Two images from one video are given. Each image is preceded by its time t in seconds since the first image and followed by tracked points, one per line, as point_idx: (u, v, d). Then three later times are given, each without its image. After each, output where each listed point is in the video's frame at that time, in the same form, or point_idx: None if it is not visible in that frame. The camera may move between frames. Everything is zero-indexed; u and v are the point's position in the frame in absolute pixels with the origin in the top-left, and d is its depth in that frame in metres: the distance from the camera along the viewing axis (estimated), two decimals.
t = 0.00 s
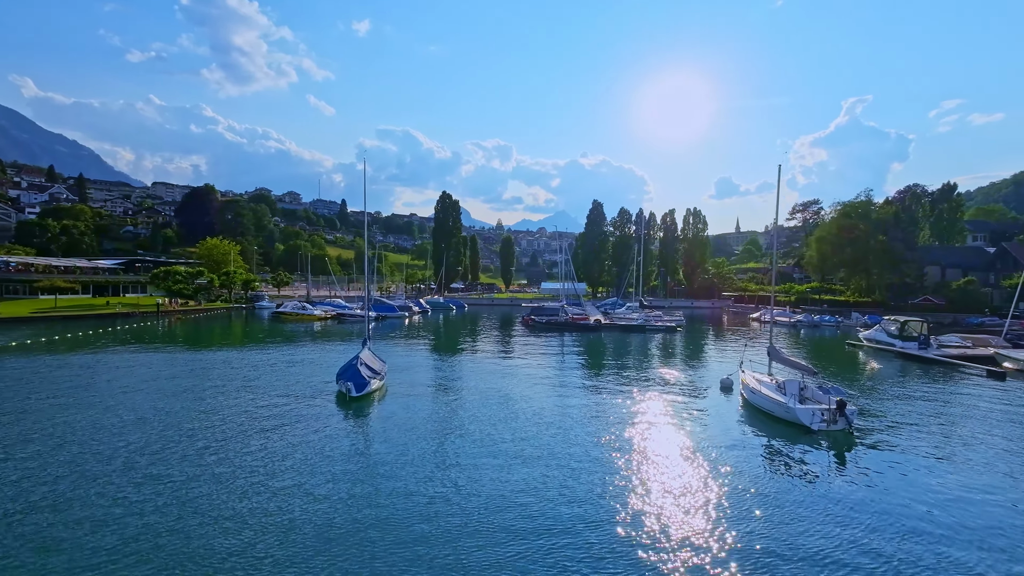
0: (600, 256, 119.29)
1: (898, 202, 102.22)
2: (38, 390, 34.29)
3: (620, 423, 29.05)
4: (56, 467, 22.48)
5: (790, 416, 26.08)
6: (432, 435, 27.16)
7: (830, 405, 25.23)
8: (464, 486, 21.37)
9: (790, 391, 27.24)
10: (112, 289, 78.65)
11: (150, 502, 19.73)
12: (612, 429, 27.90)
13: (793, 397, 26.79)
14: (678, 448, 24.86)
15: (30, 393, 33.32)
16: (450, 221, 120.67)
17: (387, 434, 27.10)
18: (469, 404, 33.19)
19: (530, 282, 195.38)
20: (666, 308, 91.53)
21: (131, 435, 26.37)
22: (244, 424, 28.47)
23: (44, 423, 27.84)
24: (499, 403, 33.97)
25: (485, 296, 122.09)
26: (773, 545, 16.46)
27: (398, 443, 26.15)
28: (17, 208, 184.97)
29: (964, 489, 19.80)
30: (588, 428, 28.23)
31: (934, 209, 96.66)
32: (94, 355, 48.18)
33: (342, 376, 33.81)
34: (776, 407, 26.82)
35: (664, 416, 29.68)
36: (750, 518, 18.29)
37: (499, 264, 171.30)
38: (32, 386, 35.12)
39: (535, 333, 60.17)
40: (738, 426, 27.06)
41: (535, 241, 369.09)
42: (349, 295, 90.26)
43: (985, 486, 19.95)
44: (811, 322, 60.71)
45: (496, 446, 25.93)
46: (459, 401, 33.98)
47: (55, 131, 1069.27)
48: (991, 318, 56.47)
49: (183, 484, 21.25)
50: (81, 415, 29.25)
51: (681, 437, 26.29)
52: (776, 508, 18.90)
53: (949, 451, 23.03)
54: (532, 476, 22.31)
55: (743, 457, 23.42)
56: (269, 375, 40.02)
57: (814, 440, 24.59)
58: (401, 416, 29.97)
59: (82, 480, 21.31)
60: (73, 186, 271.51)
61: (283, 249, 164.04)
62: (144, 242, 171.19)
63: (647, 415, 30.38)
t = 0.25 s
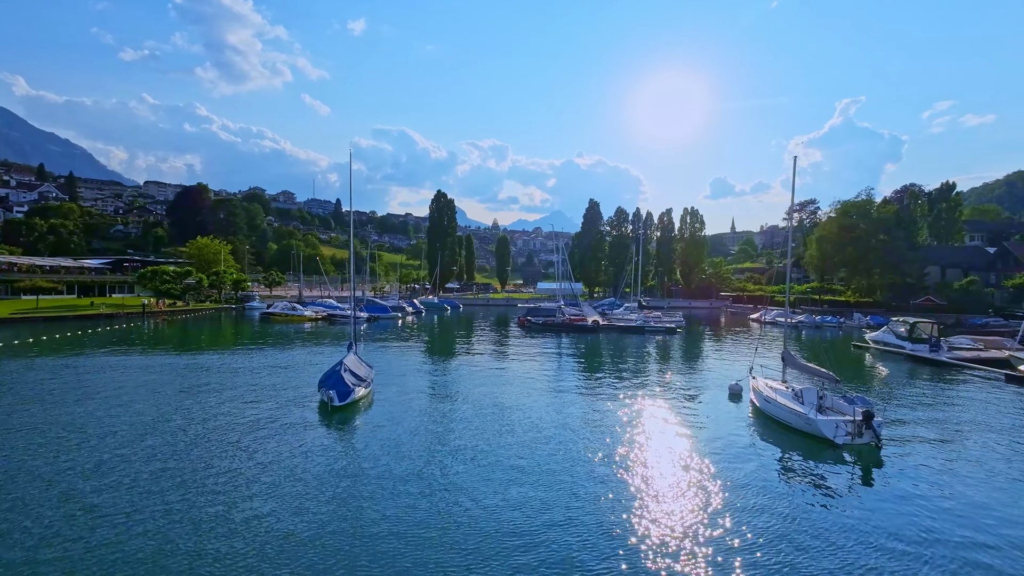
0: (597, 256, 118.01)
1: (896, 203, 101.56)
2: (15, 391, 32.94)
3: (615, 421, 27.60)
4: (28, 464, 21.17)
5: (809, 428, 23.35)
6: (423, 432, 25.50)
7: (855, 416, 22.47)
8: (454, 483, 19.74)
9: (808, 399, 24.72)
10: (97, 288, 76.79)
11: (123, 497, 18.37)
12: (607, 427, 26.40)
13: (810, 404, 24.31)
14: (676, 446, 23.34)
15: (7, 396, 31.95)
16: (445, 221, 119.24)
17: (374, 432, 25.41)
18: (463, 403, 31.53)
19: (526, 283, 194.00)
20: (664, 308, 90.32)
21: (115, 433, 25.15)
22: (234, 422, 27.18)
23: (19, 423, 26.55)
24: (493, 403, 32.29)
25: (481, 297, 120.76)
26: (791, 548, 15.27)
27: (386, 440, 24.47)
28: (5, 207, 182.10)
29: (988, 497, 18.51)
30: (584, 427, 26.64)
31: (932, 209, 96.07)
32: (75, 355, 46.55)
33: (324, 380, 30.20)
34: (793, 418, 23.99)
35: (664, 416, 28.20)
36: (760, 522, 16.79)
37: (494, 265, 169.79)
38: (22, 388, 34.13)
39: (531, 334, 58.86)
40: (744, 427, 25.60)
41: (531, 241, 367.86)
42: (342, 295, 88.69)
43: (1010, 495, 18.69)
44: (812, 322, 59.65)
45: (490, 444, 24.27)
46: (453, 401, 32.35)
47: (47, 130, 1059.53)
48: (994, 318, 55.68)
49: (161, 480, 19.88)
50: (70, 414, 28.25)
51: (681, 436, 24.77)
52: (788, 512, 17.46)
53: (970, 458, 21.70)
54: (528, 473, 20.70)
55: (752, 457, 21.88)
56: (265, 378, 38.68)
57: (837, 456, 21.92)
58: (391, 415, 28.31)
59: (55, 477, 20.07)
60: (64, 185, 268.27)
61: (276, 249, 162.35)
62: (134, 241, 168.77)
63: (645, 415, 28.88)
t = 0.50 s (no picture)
0: (594, 256, 116.74)
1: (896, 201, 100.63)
2: None
3: (612, 431, 26.40)
4: None
5: (835, 443, 21.76)
6: (416, 441, 24.08)
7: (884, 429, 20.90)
8: (445, 500, 18.39)
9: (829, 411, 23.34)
10: (83, 289, 74.96)
11: (104, 509, 17.35)
12: (605, 437, 25.24)
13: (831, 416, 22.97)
14: (674, 459, 22.17)
15: None
16: (440, 220, 117.71)
17: (364, 439, 24.04)
18: (459, 411, 30.09)
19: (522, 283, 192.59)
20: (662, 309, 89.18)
21: (104, 437, 24.16)
22: (224, 426, 26.06)
23: None
24: (489, 410, 30.91)
25: (476, 297, 119.68)
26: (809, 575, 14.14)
27: (376, 449, 23.05)
28: None
29: (1012, 513, 17.47)
30: (583, 438, 25.36)
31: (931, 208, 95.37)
32: (54, 359, 44.92)
33: (308, 395, 25.96)
34: (817, 431, 22.42)
35: (663, 425, 27.02)
36: (770, 544, 15.67)
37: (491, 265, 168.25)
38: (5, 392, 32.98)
39: (527, 335, 57.53)
40: (750, 437, 24.43)
41: (527, 240, 366.54)
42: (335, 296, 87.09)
43: None
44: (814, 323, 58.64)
45: (487, 455, 22.89)
46: (449, 408, 30.91)
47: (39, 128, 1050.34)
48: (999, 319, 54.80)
49: (147, 489, 18.84)
50: (52, 419, 27.10)
51: (679, 447, 23.65)
52: (802, 531, 16.33)
53: (991, 470, 20.60)
54: (527, 489, 19.36)
55: (760, 471, 20.71)
56: (263, 380, 37.50)
57: (866, 473, 20.35)
58: (382, 421, 26.91)
59: (36, 484, 19.09)
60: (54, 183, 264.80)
61: (269, 248, 160.39)
62: (125, 241, 166.32)
63: (644, 423, 27.66)
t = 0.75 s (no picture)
0: (591, 257, 115.49)
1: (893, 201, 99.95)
2: None
3: (608, 434, 24.78)
4: None
5: (865, 461, 18.64)
6: (402, 446, 22.15)
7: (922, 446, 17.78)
8: (435, 505, 16.77)
9: (854, 421, 20.19)
10: (67, 289, 73.24)
11: (75, 509, 16.10)
12: (601, 439, 23.57)
13: (857, 429, 19.79)
14: (673, 462, 20.52)
15: None
16: (435, 220, 116.32)
17: (344, 444, 22.13)
18: (452, 415, 28.29)
19: (518, 284, 191.35)
20: (659, 310, 87.92)
21: (85, 437, 22.96)
22: (201, 424, 24.65)
23: None
24: (483, 414, 29.17)
25: (469, 297, 119.12)
26: None
27: (356, 455, 21.08)
28: None
29: None
30: (579, 439, 23.69)
31: (930, 209, 94.81)
32: (30, 361, 43.27)
33: (278, 405, 23.01)
34: (844, 446, 19.35)
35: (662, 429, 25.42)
36: (779, 552, 14.15)
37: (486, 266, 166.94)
38: None
39: (523, 337, 56.20)
40: (755, 440, 22.93)
41: (522, 241, 365.33)
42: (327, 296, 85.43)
43: None
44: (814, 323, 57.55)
45: (482, 457, 21.30)
46: (442, 412, 29.08)
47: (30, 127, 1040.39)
48: (1002, 320, 53.85)
49: (122, 489, 17.56)
50: (20, 420, 25.65)
51: (679, 450, 22.03)
52: (820, 536, 15.06)
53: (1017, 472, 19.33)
54: (519, 496, 17.44)
55: (770, 473, 19.18)
56: (256, 382, 36.14)
57: (902, 496, 17.28)
58: (368, 426, 25.02)
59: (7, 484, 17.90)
60: (45, 182, 261.64)
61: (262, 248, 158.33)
62: (114, 240, 164.00)
63: (641, 428, 26.07)
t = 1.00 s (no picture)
0: (587, 257, 114.35)
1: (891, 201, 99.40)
2: None
3: (608, 444, 23.62)
4: None
5: (904, 484, 17.10)
6: (395, 460, 20.59)
7: (967, 467, 16.24)
8: (424, 526, 15.56)
9: (886, 437, 18.79)
10: (50, 290, 71.26)
11: (60, 527, 15.35)
12: (599, 452, 22.38)
13: (889, 446, 18.41)
14: (673, 478, 19.49)
15: None
16: (429, 220, 114.69)
17: (333, 455, 20.66)
18: (450, 421, 26.80)
19: (513, 284, 189.92)
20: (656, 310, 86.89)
21: (63, 451, 21.86)
22: (173, 439, 23.27)
23: None
24: (481, 418, 27.72)
25: (467, 300, 114.89)
26: None
27: (344, 469, 19.48)
28: None
29: None
30: (582, 453, 22.43)
31: (927, 209, 94.28)
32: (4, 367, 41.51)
33: (249, 420, 20.54)
34: (878, 467, 17.86)
35: (664, 439, 24.31)
36: None
37: (481, 266, 165.38)
38: None
39: (519, 339, 54.87)
40: (763, 452, 21.87)
41: (517, 241, 364.27)
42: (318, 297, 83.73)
43: None
44: (816, 325, 56.53)
45: (476, 470, 20.11)
46: (439, 416, 27.56)
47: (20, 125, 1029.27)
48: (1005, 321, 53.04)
49: (110, 503, 16.77)
50: None
51: (681, 464, 20.94)
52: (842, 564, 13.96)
53: None
54: (517, 520, 16.02)
55: (785, 492, 18.15)
56: (254, 388, 35.24)
57: (947, 525, 15.86)
58: (359, 434, 23.50)
59: None
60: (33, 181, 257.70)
61: (253, 248, 156.15)
62: (103, 240, 161.31)
63: (643, 436, 24.91)
